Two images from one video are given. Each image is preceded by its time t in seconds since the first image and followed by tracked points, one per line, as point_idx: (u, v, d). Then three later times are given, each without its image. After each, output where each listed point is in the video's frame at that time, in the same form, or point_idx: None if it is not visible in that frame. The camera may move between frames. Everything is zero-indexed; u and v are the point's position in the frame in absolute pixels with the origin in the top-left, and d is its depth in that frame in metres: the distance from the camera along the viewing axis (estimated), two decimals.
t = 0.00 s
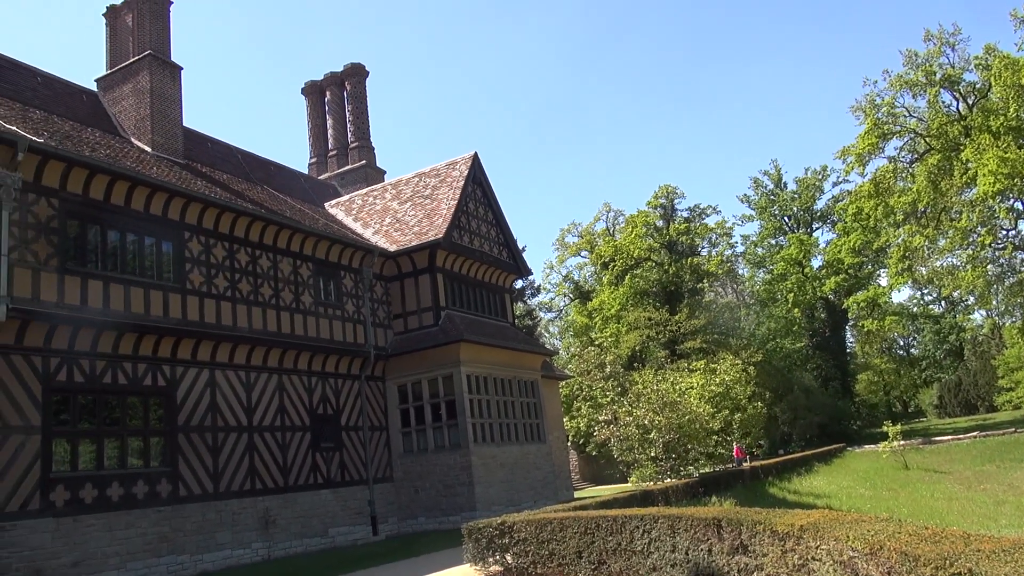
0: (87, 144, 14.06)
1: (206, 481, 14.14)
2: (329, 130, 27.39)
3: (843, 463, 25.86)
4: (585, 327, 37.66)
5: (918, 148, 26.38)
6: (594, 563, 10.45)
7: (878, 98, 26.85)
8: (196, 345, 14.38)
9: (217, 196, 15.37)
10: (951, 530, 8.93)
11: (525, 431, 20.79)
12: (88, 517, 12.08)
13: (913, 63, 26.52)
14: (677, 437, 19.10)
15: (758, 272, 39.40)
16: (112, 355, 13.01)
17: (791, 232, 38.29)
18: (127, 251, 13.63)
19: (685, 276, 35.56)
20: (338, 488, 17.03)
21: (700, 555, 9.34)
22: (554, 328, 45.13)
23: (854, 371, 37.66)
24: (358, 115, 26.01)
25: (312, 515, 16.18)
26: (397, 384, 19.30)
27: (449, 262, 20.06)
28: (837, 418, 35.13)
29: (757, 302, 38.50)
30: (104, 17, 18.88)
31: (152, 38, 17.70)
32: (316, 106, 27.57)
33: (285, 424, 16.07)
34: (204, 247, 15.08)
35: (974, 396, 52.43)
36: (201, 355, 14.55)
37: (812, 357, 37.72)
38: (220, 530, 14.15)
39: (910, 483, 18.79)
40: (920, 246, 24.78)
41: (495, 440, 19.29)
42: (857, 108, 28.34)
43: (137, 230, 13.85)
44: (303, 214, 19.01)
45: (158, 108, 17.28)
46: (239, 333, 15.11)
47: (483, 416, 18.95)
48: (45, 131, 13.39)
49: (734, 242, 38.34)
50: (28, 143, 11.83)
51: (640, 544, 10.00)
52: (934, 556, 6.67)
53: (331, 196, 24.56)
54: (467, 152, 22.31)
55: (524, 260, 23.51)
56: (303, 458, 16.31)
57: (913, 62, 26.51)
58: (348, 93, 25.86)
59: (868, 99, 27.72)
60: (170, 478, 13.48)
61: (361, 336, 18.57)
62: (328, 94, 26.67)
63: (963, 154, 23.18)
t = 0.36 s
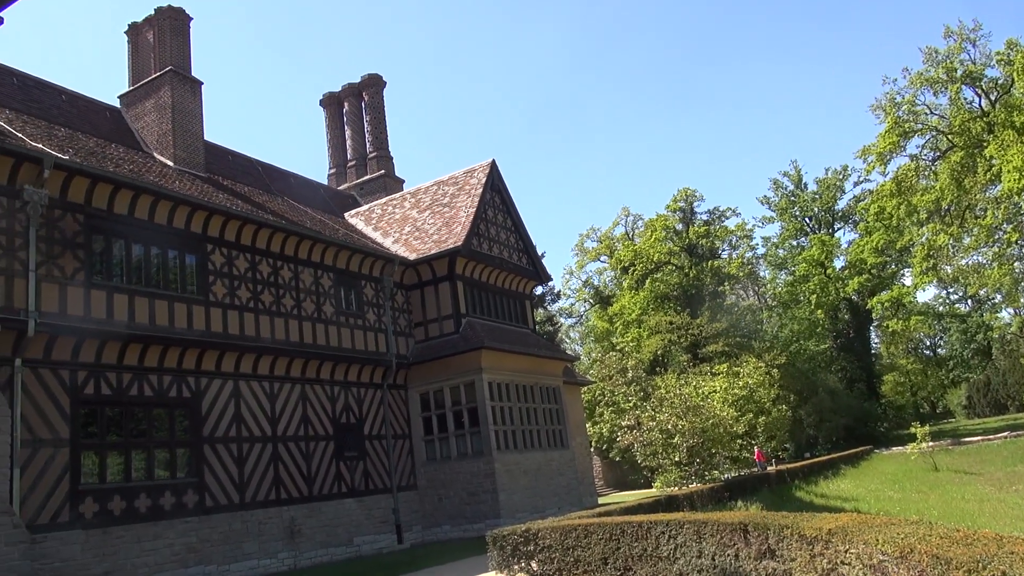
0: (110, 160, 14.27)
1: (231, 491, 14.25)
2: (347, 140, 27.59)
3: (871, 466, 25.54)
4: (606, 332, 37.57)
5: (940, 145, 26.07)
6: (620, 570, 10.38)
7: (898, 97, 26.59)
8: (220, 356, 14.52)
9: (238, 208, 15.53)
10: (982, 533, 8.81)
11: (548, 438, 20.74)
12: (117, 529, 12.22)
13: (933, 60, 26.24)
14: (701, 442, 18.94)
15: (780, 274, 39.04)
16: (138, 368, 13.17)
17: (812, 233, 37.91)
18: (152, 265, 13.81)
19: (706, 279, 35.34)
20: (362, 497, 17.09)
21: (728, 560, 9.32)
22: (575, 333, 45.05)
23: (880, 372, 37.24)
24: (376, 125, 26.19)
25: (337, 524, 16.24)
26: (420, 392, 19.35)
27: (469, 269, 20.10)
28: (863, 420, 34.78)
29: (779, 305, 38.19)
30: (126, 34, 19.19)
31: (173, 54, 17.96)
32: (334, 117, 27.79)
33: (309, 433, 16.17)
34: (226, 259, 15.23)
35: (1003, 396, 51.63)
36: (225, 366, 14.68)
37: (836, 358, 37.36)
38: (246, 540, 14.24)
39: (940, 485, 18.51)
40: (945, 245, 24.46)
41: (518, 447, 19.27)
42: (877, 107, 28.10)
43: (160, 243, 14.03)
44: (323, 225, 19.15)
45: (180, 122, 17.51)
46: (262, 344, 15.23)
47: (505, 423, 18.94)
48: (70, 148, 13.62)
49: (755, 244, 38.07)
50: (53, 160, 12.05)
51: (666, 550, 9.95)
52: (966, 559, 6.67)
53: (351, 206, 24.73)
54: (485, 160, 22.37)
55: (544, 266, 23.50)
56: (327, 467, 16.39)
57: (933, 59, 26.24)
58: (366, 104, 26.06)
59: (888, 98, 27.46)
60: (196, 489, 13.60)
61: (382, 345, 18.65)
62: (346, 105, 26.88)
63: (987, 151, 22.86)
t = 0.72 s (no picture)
0: (133, 172, 14.47)
1: (255, 498, 14.34)
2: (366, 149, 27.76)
3: (897, 469, 25.20)
4: (626, 336, 37.45)
5: (964, 143, 25.73)
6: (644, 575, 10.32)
7: (920, 95, 26.31)
8: (243, 363, 14.64)
9: (259, 217, 15.68)
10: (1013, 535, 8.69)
11: (570, 443, 20.68)
12: (143, 536, 12.33)
13: (955, 57, 25.94)
14: (724, 446, 18.81)
15: (802, 276, 38.63)
16: (162, 377, 13.31)
17: (834, 234, 37.51)
18: (174, 275, 13.97)
19: (728, 282, 35.06)
20: (384, 503, 17.12)
21: (753, 565, 9.28)
22: (595, 338, 44.92)
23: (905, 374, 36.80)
24: (395, 133, 26.36)
25: (360, 530, 16.28)
26: (440, 398, 19.38)
27: (488, 275, 20.13)
28: (889, 422, 34.40)
29: (801, 307, 37.84)
30: (147, 48, 19.47)
31: (193, 66, 18.19)
32: (353, 126, 28.00)
33: (331, 440, 16.25)
34: (248, 268, 15.37)
35: None
36: (247, 374, 14.80)
37: (860, 360, 37.00)
38: (270, 547, 14.31)
39: (969, 488, 18.22)
40: (970, 244, 24.19)
41: (540, 452, 19.23)
42: (898, 105, 27.80)
43: (183, 253, 14.19)
44: (343, 232, 19.26)
45: (201, 133, 17.72)
46: (284, 351, 15.33)
47: (526, 428, 18.91)
48: (93, 161, 13.83)
49: (776, 246, 37.77)
50: (77, 172, 12.24)
51: (690, 555, 9.90)
52: (997, 562, 6.59)
53: (371, 213, 24.87)
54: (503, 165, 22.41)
55: (563, 271, 23.47)
56: (349, 473, 16.46)
57: (954, 56, 25.94)
58: (384, 112, 26.29)
59: (909, 96, 27.17)
60: (221, 496, 13.71)
61: (403, 351, 18.70)
62: (364, 114, 27.09)
63: (1011, 148, 22.50)
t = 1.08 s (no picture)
0: (157, 178, 14.62)
1: (277, 501, 14.41)
2: (386, 154, 27.89)
3: (924, 475, 24.83)
4: (647, 340, 37.31)
5: (990, 144, 25.34)
6: None
7: (945, 95, 25.98)
8: (265, 368, 14.74)
9: (281, 223, 15.78)
10: None
11: (590, 448, 20.60)
12: (166, 539, 12.42)
13: (980, 58, 25.62)
14: (746, 451, 18.64)
15: (824, 279, 38.06)
16: (185, 381, 13.42)
17: (858, 237, 37.07)
18: (197, 280, 14.10)
19: (749, 286, 34.77)
20: (405, 508, 17.13)
21: (776, 572, 9.20)
22: (616, 342, 44.78)
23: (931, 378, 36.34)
24: (415, 139, 26.47)
25: (380, 534, 16.30)
26: (461, 403, 19.38)
27: (508, 279, 20.13)
28: (915, 428, 34.05)
29: (824, 311, 37.47)
30: (171, 55, 19.70)
31: (216, 73, 18.39)
32: (373, 131, 28.14)
33: (352, 444, 16.29)
34: (269, 273, 15.47)
35: None
36: (269, 379, 14.89)
37: (884, 365, 36.60)
38: (292, 550, 14.36)
39: (997, 495, 17.89)
40: (996, 246, 24.21)
41: (560, 457, 19.16)
42: (922, 107, 27.47)
43: (206, 258, 14.31)
44: (363, 237, 19.35)
45: (223, 140, 17.89)
46: (305, 356, 15.41)
47: (547, 433, 18.86)
48: (118, 168, 14.00)
49: (798, 250, 37.43)
50: (102, 179, 12.40)
51: (712, 562, 9.82)
52: None
53: (391, 218, 24.95)
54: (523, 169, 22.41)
55: (583, 275, 23.41)
56: (370, 478, 16.50)
57: (979, 56, 25.62)
58: (404, 118, 26.42)
59: (933, 97, 26.83)
60: (243, 499, 13.79)
61: (423, 355, 18.73)
62: (385, 120, 27.26)
63: None
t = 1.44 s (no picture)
0: (177, 186, 14.74)
1: (299, 506, 14.46)
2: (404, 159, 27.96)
3: (951, 477, 24.47)
4: (667, 343, 37.11)
5: (1015, 142, 25.01)
6: None
7: (968, 93, 25.67)
8: (286, 373, 14.80)
9: (300, 228, 15.86)
10: None
11: (611, 451, 20.51)
12: (190, 544, 12.49)
13: (1004, 54, 25.34)
14: (769, 454, 18.46)
15: (847, 280, 37.72)
16: (208, 387, 13.51)
17: (880, 237, 36.64)
18: (218, 286, 14.20)
19: (770, 288, 34.44)
20: (425, 512, 17.12)
21: None
22: (636, 345, 44.62)
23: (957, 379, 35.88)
24: (432, 143, 26.53)
25: (402, 538, 16.30)
26: (480, 407, 19.35)
27: (527, 283, 20.10)
28: (941, 430, 33.77)
29: (846, 311, 37.12)
30: (191, 64, 19.89)
31: (235, 81, 18.54)
32: (391, 136, 28.25)
33: (372, 449, 16.32)
34: (289, 278, 15.54)
35: None
36: (290, 384, 14.95)
37: (909, 366, 36.30)
38: (314, 555, 14.39)
39: None
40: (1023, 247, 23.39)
41: (581, 461, 19.08)
42: (945, 104, 27.17)
43: (227, 265, 14.40)
44: (382, 242, 19.40)
45: (243, 146, 18.03)
46: (325, 361, 15.47)
47: (567, 436, 18.79)
48: (140, 176, 14.13)
49: (820, 250, 37.09)
50: (125, 188, 12.52)
51: (736, 566, 9.79)
52: None
53: (409, 223, 25.03)
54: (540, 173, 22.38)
55: (602, 278, 23.32)
56: (390, 482, 16.52)
57: (1003, 53, 25.37)
58: (422, 122, 26.49)
59: (957, 94, 26.53)
60: (265, 504, 13.86)
61: (442, 360, 18.73)
62: (402, 124, 27.35)
63: None
